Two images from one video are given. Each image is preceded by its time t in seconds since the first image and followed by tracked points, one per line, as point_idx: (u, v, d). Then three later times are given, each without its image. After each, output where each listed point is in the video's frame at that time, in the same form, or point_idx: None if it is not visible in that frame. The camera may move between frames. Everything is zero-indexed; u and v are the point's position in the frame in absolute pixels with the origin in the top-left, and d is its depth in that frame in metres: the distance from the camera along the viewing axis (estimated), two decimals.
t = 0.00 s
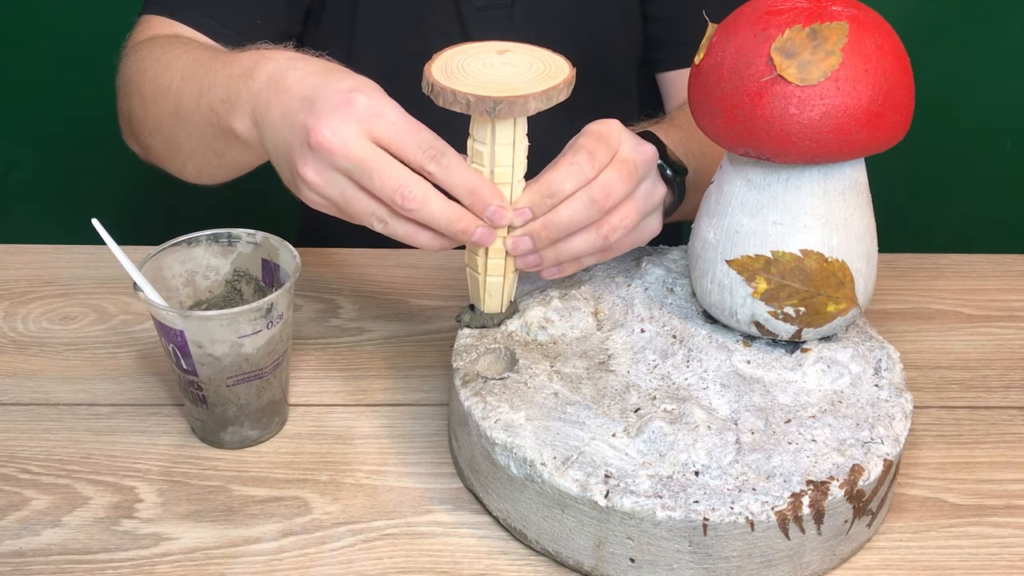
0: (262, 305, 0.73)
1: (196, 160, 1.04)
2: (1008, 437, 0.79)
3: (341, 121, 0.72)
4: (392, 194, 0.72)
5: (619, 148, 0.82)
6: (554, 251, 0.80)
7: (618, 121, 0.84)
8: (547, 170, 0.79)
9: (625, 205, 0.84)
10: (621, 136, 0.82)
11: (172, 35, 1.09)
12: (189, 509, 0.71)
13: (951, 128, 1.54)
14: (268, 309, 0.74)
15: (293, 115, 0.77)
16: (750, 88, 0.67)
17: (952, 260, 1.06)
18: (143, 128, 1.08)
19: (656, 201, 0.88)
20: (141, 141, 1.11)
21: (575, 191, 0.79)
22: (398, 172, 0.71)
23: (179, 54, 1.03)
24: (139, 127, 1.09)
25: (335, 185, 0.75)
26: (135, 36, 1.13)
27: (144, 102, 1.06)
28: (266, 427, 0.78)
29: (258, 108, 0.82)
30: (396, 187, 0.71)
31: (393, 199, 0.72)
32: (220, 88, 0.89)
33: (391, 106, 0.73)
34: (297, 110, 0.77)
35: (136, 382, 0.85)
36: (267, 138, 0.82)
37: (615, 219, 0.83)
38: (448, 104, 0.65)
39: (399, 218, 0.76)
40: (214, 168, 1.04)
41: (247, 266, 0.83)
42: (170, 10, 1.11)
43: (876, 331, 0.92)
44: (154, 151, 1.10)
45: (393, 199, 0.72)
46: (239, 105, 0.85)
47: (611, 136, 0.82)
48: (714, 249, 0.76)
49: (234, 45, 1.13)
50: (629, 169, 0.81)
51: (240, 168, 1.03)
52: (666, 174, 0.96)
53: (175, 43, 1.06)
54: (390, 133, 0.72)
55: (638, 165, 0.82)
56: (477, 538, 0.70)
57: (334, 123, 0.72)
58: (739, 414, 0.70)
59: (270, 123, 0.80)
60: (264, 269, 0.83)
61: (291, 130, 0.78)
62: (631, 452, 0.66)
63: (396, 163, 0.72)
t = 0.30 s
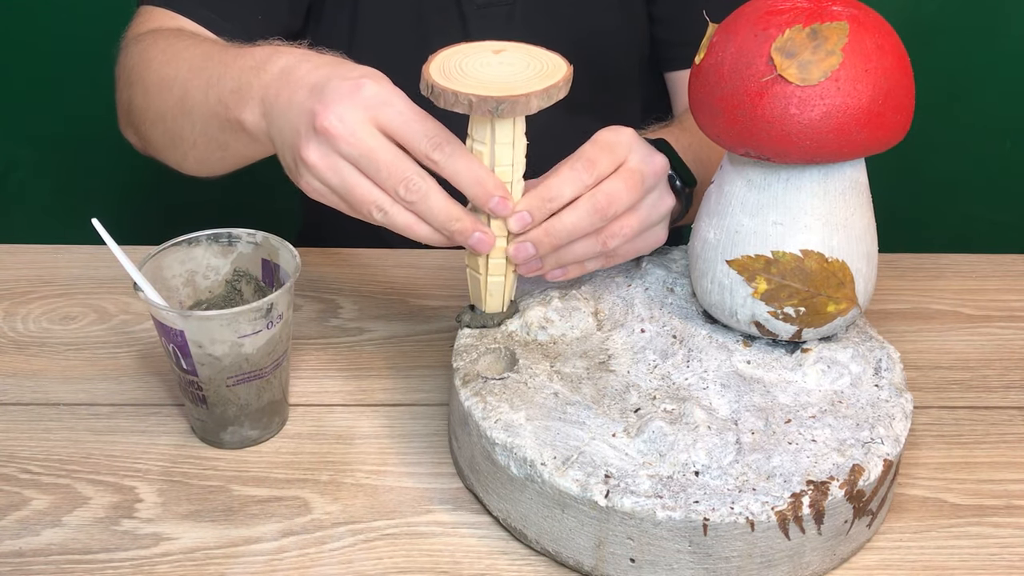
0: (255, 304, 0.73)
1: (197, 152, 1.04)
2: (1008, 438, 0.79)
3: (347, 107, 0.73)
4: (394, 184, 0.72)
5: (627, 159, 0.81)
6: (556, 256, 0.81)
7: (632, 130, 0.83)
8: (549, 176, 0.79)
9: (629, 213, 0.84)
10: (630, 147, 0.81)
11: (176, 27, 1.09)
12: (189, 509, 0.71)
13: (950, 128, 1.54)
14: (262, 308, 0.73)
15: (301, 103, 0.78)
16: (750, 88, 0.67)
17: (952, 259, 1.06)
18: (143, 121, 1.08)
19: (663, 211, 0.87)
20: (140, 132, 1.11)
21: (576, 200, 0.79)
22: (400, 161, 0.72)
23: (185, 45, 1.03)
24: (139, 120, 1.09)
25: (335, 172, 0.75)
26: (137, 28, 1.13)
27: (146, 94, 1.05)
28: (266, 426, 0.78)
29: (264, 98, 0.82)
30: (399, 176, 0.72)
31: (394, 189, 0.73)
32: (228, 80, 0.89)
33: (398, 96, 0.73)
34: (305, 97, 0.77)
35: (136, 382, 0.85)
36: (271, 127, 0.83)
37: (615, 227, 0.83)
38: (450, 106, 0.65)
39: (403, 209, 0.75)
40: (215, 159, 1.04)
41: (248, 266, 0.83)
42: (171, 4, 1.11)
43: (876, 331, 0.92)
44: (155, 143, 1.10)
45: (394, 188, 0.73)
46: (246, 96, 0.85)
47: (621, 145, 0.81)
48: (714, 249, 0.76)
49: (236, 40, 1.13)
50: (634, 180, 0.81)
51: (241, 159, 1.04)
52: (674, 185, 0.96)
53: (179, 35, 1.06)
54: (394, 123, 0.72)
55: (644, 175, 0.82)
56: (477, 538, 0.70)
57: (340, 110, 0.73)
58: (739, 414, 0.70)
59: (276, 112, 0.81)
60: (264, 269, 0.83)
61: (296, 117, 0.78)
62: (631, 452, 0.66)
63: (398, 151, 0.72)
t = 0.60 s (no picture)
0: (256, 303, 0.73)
1: (196, 145, 1.04)
2: (1008, 438, 0.79)
3: (349, 107, 0.73)
4: (394, 185, 0.73)
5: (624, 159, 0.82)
6: (555, 257, 0.81)
7: (631, 129, 0.83)
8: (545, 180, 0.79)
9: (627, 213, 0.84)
10: (627, 147, 0.82)
11: (179, 22, 1.09)
12: (189, 509, 0.71)
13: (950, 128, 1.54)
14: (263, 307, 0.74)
15: (301, 100, 0.78)
16: (749, 88, 0.67)
17: (952, 260, 1.06)
18: (144, 114, 1.08)
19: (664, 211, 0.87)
20: (140, 126, 1.11)
21: (571, 202, 0.79)
22: (399, 162, 0.73)
23: (186, 40, 1.03)
24: (140, 113, 1.09)
25: (335, 170, 0.75)
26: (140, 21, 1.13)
27: (148, 86, 1.06)
28: (267, 427, 0.78)
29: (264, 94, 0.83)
30: (398, 176, 0.73)
31: (393, 189, 0.73)
32: (228, 76, 0.89)
33: (399, 97, 0.73)
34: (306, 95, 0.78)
35: (137, 382, 0.85)
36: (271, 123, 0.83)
37: (613, 227, 0.83)
38: (449, 112, 0.65)
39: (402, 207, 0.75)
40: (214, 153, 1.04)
41: (248, 266, 0.84)
42: None
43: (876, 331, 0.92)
44: (155, 136, 1.10)
45: (394, 189, 0.73)
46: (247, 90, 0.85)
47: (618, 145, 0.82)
48: (714, 249, 0.76)
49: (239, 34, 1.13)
50: (631, 180, 0.81)
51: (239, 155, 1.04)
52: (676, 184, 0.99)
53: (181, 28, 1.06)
54: (392, 124, 0.72)
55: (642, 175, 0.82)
56: (478, 538, 0.70)
57: (341, 109, 0.73)
58: (739, 414, 0.70)
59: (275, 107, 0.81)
60: (264, 269, 0.83)
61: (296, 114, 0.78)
62: (632, 452, 0.66)
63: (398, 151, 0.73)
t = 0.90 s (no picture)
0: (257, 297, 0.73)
1: (202, 151, 1.04)
2: (1008, 438, 0.79)
3: (348, 111, 0.73)
4: (393, 188, 0.73)
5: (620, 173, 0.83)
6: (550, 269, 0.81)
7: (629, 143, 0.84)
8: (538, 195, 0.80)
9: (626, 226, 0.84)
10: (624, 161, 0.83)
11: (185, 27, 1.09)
12: (189, 509, 0.71)
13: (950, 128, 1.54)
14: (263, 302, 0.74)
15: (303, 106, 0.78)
16: (750, 88, 0.67)
17: (952, 259, 1.06)
18: (149, 118, 1.08)
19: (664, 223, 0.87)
20: (146, 128, 1.11)
21: (565, 216, 0.80)
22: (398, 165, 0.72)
23: (190, 48, 1.03)
24: (144, 117, 1.09)
25: (336, 174, 0.75)
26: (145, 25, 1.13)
27: (153, 90, 1.06)
28: (268, 427, 0.78)
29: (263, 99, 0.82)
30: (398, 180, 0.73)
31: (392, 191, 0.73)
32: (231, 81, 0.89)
33: (399, 99, 0.73)
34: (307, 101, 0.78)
35: (137, 382, 0.85)
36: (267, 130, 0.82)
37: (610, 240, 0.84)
38: (453, 108, 0.65)
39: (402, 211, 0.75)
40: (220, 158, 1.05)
41: (247, 266, 0.83)
42: None
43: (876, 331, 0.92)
44: (159, 140, 1.10)
45: (394, 192, 0.73)
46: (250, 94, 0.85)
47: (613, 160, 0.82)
48: (714, 249, 0.76)
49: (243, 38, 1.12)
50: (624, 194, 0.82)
51: (245, 159, 1.04)
52: (684, 188, 0.95)
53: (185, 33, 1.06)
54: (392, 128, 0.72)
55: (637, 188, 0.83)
56: (478, 538, 0.70)
57: (341, 113, 0.73)
58: (739, 414, 0.70)
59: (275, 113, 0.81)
60: (264, 269, 0.83)
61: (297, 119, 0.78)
62: (631, 452, 0.66)
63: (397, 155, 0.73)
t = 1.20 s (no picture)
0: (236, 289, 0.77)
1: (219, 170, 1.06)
2: (1008, 438, 0.79)
3: (280, 143, 0.80)
4: (305, 213, 0.79)
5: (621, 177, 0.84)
6: (552, 272, 0.81)
7: (630, 150, 0.85)
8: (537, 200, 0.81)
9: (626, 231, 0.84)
10: (625, 167, 0.84)
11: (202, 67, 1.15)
12: (189, 509, 0.71)
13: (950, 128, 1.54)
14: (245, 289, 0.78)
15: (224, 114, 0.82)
16: (750, 88, 0.67)
17: (952, 259, 1.06)
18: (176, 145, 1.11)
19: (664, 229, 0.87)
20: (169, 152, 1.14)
21: (565, 220, 0.80)
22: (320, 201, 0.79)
23: (217, 90, 1.08)
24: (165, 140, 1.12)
25: (265, 198, 0.83)
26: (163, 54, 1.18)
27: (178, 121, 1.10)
28: (267, 427, 0.78)
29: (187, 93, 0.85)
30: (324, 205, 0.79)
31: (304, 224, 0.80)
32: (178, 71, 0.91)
33: (324, 134, 0.80)
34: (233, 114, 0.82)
35: (137, 382, 0.85)
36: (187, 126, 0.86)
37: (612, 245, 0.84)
38: (455, 109, 0.65)
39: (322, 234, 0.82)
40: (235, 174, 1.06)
41: (247, 266, 0.83)
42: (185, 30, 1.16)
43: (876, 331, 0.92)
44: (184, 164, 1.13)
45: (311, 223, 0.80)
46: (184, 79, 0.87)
47: (613, 165, 0.83)
48: (714, 249, 0.76)
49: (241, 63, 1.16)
50: (625, 198, 0.83)
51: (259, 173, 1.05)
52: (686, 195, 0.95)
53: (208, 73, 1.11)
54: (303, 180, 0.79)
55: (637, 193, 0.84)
56: (477, 538, 0.70)
57: (274, 145, 0.80)
58: (739, 414, 0.70)
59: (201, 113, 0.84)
60: (264, 268, 0.83)
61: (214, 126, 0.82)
62: (631, 452, 0.66)
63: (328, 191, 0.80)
